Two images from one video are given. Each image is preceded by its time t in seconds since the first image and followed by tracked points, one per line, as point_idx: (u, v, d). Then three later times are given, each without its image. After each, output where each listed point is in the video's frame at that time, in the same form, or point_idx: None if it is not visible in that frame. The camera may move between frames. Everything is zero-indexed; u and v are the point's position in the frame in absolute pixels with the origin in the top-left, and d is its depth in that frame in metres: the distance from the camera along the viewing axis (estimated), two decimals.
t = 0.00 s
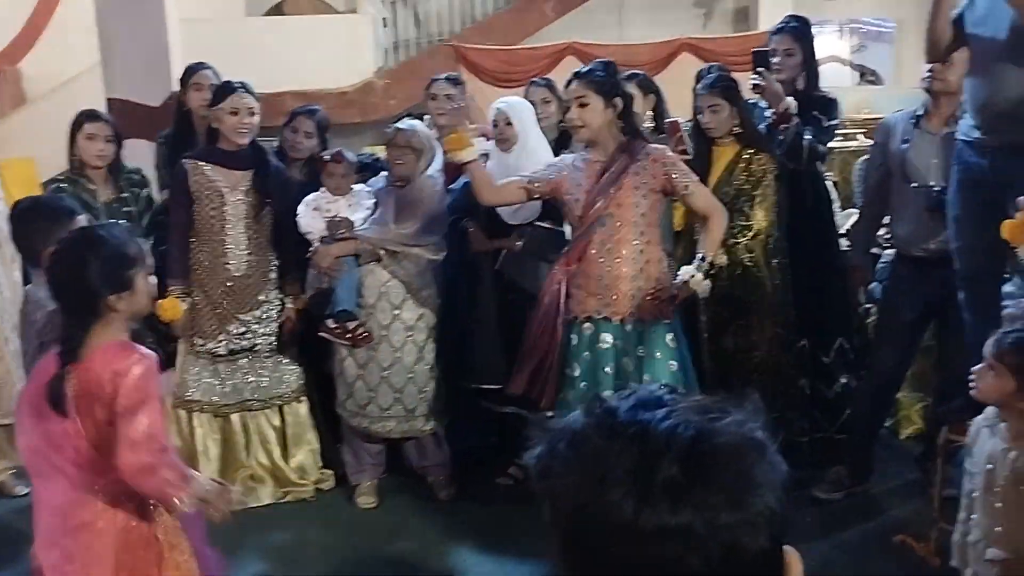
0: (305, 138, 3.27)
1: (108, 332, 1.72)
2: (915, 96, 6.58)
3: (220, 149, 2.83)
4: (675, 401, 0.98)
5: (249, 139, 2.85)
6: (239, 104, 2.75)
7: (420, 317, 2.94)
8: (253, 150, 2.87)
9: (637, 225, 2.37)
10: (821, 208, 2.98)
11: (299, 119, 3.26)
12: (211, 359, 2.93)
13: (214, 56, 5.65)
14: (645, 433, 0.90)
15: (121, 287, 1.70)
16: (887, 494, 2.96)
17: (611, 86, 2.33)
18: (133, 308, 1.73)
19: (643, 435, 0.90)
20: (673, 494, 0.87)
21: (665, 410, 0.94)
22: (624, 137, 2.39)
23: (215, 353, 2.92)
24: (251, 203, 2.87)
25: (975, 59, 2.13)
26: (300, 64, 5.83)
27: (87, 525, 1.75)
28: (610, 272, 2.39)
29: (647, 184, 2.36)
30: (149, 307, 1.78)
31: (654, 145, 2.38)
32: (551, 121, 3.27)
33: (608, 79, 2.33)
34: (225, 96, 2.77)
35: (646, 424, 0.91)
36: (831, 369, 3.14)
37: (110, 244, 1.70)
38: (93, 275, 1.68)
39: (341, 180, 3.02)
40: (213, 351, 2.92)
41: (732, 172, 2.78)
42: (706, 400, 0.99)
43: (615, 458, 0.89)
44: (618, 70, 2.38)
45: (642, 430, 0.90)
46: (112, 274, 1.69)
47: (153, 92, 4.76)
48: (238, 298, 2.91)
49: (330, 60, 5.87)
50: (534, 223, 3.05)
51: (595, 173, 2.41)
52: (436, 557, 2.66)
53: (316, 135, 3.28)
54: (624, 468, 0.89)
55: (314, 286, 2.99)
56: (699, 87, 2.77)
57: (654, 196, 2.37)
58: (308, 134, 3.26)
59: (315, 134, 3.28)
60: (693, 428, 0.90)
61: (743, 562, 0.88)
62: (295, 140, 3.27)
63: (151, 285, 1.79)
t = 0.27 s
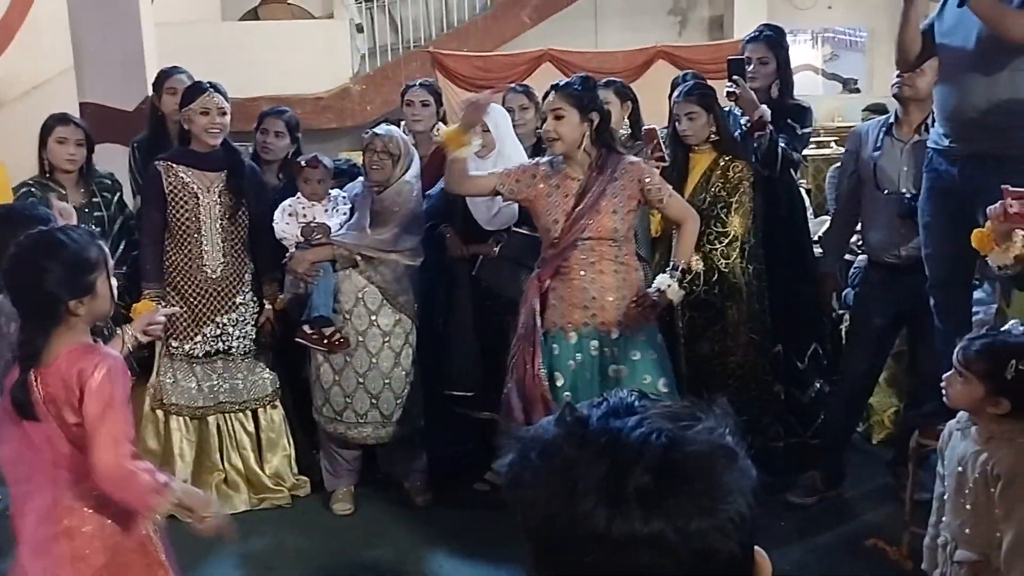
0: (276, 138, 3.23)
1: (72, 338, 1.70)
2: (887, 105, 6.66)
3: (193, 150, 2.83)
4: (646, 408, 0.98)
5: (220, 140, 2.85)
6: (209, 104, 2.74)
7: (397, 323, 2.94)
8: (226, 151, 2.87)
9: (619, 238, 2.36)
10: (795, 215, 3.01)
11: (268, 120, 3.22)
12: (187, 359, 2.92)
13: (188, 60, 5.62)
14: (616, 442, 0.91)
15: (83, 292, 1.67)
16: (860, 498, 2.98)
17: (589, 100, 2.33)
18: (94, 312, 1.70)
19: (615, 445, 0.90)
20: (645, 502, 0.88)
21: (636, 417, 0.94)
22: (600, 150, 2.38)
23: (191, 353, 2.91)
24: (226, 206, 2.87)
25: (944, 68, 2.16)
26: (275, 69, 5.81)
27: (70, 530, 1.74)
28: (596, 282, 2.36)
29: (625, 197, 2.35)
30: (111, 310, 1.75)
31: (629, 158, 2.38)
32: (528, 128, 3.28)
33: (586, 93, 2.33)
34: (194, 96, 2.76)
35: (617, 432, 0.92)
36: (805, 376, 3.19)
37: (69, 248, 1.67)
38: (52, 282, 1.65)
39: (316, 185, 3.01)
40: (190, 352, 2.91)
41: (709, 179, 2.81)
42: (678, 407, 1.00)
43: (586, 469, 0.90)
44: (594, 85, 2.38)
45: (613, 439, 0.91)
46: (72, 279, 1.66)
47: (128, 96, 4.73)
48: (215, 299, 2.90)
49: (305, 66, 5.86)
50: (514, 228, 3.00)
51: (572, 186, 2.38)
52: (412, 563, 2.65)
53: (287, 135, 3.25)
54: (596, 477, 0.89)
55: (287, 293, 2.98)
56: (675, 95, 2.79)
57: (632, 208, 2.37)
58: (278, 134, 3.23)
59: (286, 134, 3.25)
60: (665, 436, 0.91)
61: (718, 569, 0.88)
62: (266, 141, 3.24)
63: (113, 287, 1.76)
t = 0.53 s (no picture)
0: (268, 144, 3.24)
1: (73, 347, 1.69)
2: (879, 114, 6.70)
3: (178, 158, 2.81)
4: (641, 425, 0.99)
5: (206, 148, 2.84)
6: (194, 112, 2.73)
7: (392, 332, 2.94)
8: (213, 159, 2.86)
9: (650, 244, 2.27)
10: (790, 226, 3.04)
11: (260, 126, 3.23)
12: (175, 370, 2.91)
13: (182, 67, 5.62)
14: (616, 462, 0.92)
15: (85, 300, 1.67)
16: (854, 507, 2.99)
17: (607, 109, 2.24)
18: (96, 321, 1.70)
19: (615, 466, 0.91)
20: (648, 522, 0.88)
21: (634, 437, 0.95)
22: (618, 158, 2.28)
23: (180, 363, 2.90)
24: (214, 213, 2.87)
25: (940, 80, 2.17)
26: (269, 77, 5.81)
27: (59, 542, 1.72)
28: (634, 293, 2.23)
29: (649, 203, 2.28)
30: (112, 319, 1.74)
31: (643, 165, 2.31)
32: (523, 136, 3.29)
33: (601, 102, 2.23)
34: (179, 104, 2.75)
35: (617, 453, 0.92)
36: (798, 384, 3.19)
37: (69, 256, 1.66)
38: (53, 289, 1.64)
39: (313, 194, 3.00)
40: (178, 362, 2.90)
41: (704, 189, 2.82)
42: (673, 424, 1.01)
43: (585, 491, 0.90)
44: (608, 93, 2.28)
45: (613, 460, 0.91)
46: (76, 286, 1.65)
47: (123, 103, 4.71)
48: (205, 307, 2.89)
49: (299, 73, 5.86)
50: (509, 237, 3.01)
51: (598, 197, 2.26)
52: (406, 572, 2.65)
53: (278, 140, 3.25)
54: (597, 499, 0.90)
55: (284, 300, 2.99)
56: (671, 105, 2.80)
57: (655, 214, 2.30)
58: (270, 140, 3.24)
59: (277, 139, 3.25)
60: (664, 454, 0.92)
61: None
62: (259, 148, 3.24)
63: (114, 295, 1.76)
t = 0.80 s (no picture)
0: (272, 155, 3.24)
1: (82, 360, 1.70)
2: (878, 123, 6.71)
3: (163, 164, 2.81)
4: (650, 431, 0.99)
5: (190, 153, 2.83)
6: (178, 121, 2.71)
7: (393, 339, 2.95)
8: (198, 163, 2.86)
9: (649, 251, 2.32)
10: (790, 233, 3.04)
11: (265, 136, 3.23)
12: (173, 381, 2.88)
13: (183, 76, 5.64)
14: (626, 469, 0.92)
15: (95, 314, 1.68)
16: (854, 515, 2.99)
17: (619, 119, 2.25)
18: (104, 336, 1.71)
19: (625, 474, 0.91)
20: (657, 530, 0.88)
21: (643, 442, 0.95)
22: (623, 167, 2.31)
23: (178, 374, 2.88)
24: (207, 217, 2.88)
25: (947, 87, 2.18)
26: (269, 86, 5.83)
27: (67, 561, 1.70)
28: (633, 292, 2.29)
29: (650, 212, 2.33)
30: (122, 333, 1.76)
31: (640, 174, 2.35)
32: (523, 145, 3.30)
33: (614, 112, 2.24)
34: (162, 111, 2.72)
35: (627, 460, 0.92)
36: (798, 390, 3.20)
37: (81, 269, 1.68)
38: (65, 301, 1.66)
39: (316, 202, 3.00)
40: (176, 373, 2.87)
41: (705, 198, 2.83)
42: (682, 429, 1.00)
43: (597, 500, 0.90)
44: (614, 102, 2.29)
45: (624, 467, 0.92)
46: (86, 298, 1.67)
47: (123, 112, 4.68)
48: (201, 313, 2.89)
49: (299, 82, 5.87)
50: (508, 245, 3.00)
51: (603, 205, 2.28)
52: None
53: (282, 151, 3.25)
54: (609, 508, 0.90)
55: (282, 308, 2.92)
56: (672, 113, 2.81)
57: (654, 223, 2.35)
58: (275, 150, 3.24)
59: (281, 150, 3.26)
60: (674, 462, 0.92)
61: None
62: (262, 158, 3.24)
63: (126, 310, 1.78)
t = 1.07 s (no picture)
0: (274, 154, 3.24)
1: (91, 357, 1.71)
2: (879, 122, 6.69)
3: (163, 163, 2.81)
4: (646, 422, 0.99)
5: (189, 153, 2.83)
6: (177, 120, 2.71)
7: (395, 338, 2.95)
8: (196, 162, 2.85)
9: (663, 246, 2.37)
10: (790, 232, 3.04)
11: (266, 135, 3.23)
12: (181, 381, 2.87)
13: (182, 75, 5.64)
14: (617, 454, 0.92)
15: (106, 313, 1.68)
16: (854, 513, 2.99)
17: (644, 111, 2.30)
18: (114, 335, 1.71)
19: (617, 460, 0.92)
20: (645, 517, 0.88)
21: (638, 432, 0.96)
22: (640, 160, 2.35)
23: (186, 373, 2.87)
24: (208, 214, 2.87)
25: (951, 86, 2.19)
26: (268, 86, 5.83)
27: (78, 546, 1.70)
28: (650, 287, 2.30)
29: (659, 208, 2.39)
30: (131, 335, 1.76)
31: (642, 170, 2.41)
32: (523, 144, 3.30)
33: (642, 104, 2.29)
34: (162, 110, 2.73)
35: (619, 446, 0.93)
36: (797, 388, 3.18)
37: (97, 267, 1.68)
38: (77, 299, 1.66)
39: (317, 202, 3.01)
40: (184, 372, 2.87)
41: (705, 197, 2.83)
42: (677, 423, 1.01)
43: (590, 483, 0.91)
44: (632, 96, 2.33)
45: (616, 451, 0.92)
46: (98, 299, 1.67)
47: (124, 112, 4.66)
48: (206, 311, 2.88)
49: (298, 82, 5.88)
50: (509, 244, 3.01)
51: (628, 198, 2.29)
52: None
53: (283, 150, 3.25)
54: (598, 491, 0.90)
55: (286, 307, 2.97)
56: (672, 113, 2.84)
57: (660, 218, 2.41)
58: (276, 150, 3.24)
59: (282, 149, 3.25)
60: (665, 452, 0.92)
61: None
62: (264, 158, 3.24)
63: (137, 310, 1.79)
